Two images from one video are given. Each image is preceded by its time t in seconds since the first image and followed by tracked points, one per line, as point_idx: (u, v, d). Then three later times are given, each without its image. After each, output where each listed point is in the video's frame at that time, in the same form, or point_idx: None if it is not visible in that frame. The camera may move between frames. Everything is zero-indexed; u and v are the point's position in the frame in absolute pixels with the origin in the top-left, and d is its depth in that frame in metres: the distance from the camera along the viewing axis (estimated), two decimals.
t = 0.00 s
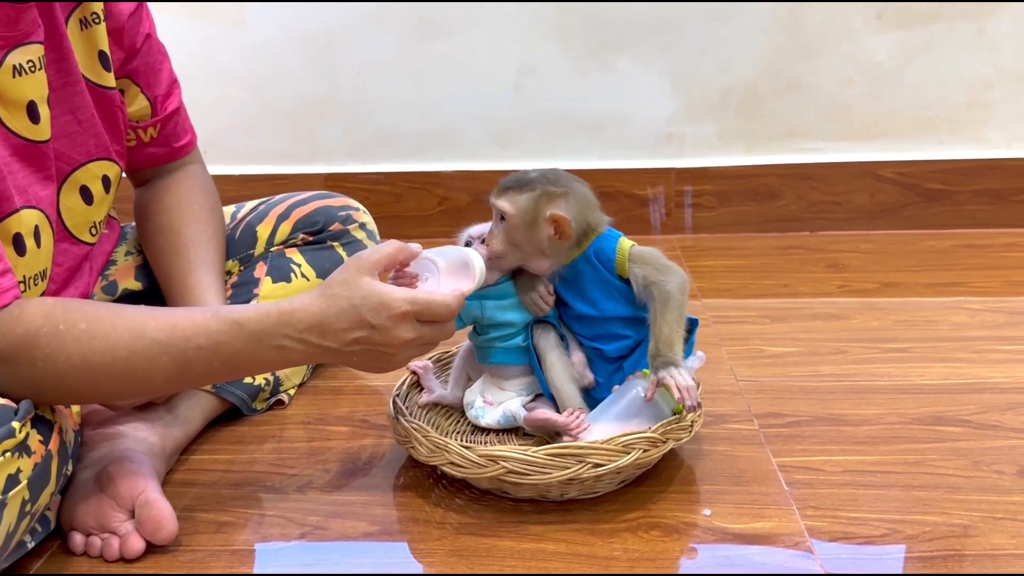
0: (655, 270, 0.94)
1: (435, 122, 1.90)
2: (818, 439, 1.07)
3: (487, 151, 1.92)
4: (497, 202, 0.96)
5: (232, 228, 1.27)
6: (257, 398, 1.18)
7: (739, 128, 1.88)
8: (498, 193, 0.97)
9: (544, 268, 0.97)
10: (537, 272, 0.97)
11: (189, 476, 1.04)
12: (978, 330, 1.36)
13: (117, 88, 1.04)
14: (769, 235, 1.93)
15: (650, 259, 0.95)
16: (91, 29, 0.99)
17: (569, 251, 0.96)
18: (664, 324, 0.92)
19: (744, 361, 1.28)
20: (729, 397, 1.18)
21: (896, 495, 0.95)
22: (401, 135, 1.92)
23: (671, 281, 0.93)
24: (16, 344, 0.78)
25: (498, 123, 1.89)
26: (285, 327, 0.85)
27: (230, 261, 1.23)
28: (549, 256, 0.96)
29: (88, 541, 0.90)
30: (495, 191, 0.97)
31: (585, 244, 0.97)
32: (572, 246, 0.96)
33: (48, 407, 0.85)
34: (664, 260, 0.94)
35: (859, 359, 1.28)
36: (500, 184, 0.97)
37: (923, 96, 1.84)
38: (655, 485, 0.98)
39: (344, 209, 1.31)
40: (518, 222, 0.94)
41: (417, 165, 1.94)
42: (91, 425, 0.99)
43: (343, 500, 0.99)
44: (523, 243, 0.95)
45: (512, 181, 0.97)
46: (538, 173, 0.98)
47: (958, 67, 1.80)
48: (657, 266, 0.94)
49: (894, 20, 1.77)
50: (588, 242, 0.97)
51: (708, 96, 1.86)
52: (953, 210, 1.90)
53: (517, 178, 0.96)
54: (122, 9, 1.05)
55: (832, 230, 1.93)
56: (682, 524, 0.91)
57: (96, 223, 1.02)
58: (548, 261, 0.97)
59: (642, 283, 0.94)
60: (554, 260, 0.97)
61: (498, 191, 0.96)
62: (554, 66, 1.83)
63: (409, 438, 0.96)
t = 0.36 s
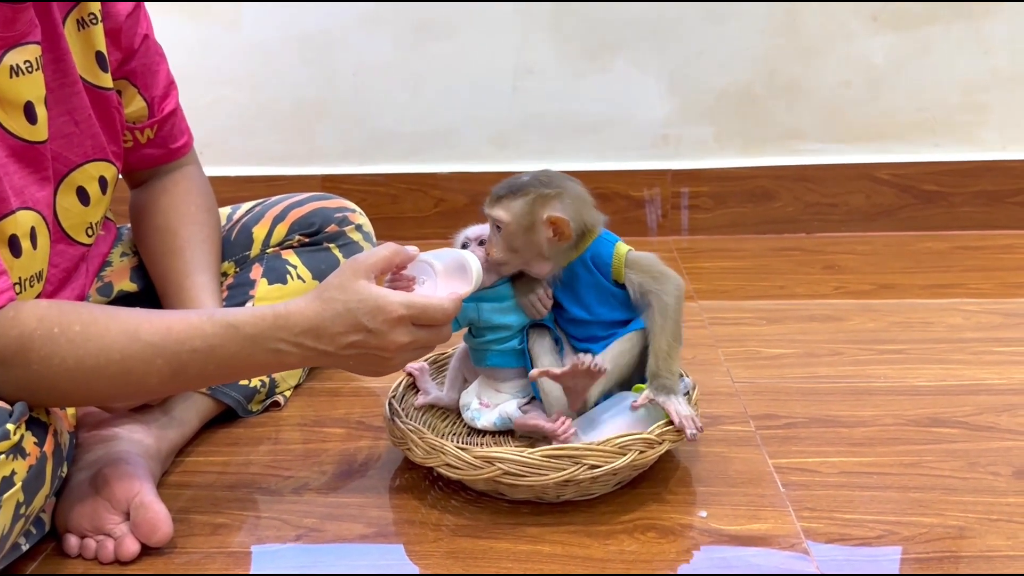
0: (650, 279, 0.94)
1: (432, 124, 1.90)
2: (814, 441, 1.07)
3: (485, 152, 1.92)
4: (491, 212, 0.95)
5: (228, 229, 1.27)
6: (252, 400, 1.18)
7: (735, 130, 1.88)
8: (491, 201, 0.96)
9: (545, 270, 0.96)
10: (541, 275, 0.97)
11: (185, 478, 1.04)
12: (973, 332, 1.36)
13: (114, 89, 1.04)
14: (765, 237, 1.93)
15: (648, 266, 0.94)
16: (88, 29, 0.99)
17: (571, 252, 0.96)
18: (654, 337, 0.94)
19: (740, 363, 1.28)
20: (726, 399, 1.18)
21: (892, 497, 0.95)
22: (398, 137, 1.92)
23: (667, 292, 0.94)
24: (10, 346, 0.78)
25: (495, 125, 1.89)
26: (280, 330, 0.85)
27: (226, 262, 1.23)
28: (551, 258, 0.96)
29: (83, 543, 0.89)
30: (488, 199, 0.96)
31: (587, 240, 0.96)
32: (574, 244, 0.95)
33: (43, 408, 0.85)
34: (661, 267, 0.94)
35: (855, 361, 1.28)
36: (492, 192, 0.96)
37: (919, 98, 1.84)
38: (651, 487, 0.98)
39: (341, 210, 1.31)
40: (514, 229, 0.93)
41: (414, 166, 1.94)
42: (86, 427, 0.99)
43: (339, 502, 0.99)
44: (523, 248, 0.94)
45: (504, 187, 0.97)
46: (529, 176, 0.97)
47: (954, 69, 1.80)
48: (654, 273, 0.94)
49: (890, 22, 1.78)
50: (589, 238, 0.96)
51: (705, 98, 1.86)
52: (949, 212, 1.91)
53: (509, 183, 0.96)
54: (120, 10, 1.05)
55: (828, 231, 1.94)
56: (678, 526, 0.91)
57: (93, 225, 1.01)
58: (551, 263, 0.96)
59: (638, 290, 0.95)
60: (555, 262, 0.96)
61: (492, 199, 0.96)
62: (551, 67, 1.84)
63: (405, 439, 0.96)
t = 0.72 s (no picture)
0: (643, 286, 0.92)
1: (431, 124, 1.90)
2: (813, 440, 1.06)
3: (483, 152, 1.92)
4: (467, 216, 0.95)
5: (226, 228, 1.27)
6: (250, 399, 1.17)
7: (734, 130, 1.88)
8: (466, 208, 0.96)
9: (526, 273, 0.96)
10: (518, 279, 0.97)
11: (183, 478, 1.04)
12: (972, 332, 1.36)
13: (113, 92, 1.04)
14: (764, 237, 1.94)
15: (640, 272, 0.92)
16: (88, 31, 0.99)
17: (545, 254, 0.95)
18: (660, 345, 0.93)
19: (739, 363, 1.28)
20: (725, 399, 1.18)
21: (891, 497, 0.95)
22: (397, 137, 1.91)
23: (664, 296, 0.92)
24: (7, 343, 0.78)
25: (493, 126, 1.89)
26: (279, 330, 0.84)
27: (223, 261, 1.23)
28: (529, 261, 0.95)
29: (79, 543, 0.89)
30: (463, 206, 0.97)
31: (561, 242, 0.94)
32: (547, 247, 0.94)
33: (40, 407, 0.84)
34: (652, 270, 0.92)
35: (854, 361, 1.28)
36: (468, 198, 0.96)
37: (917, 99, 1.84)
38: (650, 487, 0.98)
39: (340, 210, 1.31)
40: (486, 233, 0.93)
41: (413, 166, 1.94)
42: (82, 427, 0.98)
43: (337, 501, 0.98)
44: (498, 252, 0.94)
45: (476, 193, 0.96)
46: (502, 178, 0.96)
47: (953, 69, 1.80)
48: (647, 279, 0.92)
49: (889, 23, 1.78)
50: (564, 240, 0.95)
51: (704, 99, 1.86)
52: (947, 212, 1.91)
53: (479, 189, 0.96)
54: (124, 12, 1.05)
55: (827, 231, 1.94)
56: (677, 525, 0.91)
57: (89, 227, 1.01)
58: (526, 267, 0.95)
59: (629, 296, 0.94)
60: (534, 264, 0.95)
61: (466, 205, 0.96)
62: (551, 67, 1.84)
63: (404, 439, 0.96)
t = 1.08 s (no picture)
0: (637, 279, 0.93)
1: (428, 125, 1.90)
2: (809, 442, 1.06)
3: (480, 152, 1.92)
4: (480, 200, 0.97)
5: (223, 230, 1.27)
6: (245, 400, 1.17)
7: (730, 131, 1.88)
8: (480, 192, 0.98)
9: (540, 254, 0.98)
10: (529, 263, 0.99)
11: (178, 478, 1.04)
12: (967, 334, 1.37)
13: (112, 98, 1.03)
14: (760, 238, 1.94)
15: (639, 264, 0.93)
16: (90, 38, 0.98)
17: (559, 236, 0.98)
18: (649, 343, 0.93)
19: (735, 364, 1.28)
20: (721, 400, 1.18)
21: (887, 498, 0.95)
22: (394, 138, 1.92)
23: (656, 290, 0.92)
24: (2, 342, 0.78)
25: (491, 127, 1.89)
26: (274, 323, 0.84)
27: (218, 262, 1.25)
28: (544, 241, 0.97)
29: (74, 543, 0.89)
30: (477, 190, 0.98)
31: (576, 225, 0.97)
32: (562, 229, 0.97)
33: (34, 405, 0.84)
34: (648, 265, 0.93)
35: (850, 362, 1.28)
36: (480, 184, 0.98)
37: (913, 101, 1.85)
38: (645, 488, 0.98)
39: (338, 213, 1.31)
40: (503, 214, 0.95)
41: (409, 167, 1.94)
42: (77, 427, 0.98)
43: (333, 502, 0.98)
44: (516, 233, 0.96)
45: (490, 177, 0.98)
46: (514, 163, 0.99)
47: (949, 72, 1.80)
48: (644, 273, 0.93)
49: (885, 25, 1.77)
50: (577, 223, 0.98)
51: (701, 101, 1.86)
52: (943, 214, 1.91)
53: (494, 173, 0.98)
54: (126, 20, 1.04)
55: (823, 232, 1.94)
56: (673, 527, 0.91)
57: (82, 231, 1.00)
58: (540, 248, 0.98)
59: (625, 288, 0.94)
60: (547, 246, 0.98)
61: (481, 190, 0.97)
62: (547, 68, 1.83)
63: (399, 440, 0.96)
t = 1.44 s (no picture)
0: (587, 291, 0.91)
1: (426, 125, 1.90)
2: (803, 443, 1.07)
3: (477, 152, 1.93)
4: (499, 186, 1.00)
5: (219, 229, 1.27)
6: (241, 399, 1.17)
7: (727, 133, 1.89)
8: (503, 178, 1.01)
9: (548, 245, 0.99)
10: (536, 252, 1.00)
11: (174, 476, 1.04)
12: (962, 335, 1.37)
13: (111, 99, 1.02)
14: (757, 238, 1.94)
15: (593, 308, 0.92)
16: (89, 39, 0.98)
17: (568, 231, 0.98)
18: (520, 284, 0.88)
19: (731, 364, 1.29)
20: (716, 400, 1.18)
21: (881, 499, 0.95)
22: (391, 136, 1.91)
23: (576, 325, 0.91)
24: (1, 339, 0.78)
25: (488, 126, 1.89)
26: (272, 321, 0.85)
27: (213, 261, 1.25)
28: (552, 233, 0.98)
29: (69, 542, 0.89)
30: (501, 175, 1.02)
31: (589, 223, 0.97)
32: (573, 223, 0.97)
33: (31, 403, 0.84)
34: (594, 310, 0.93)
35: (845, 363, 1.28)
36: (503, 170, 1.01)
37: (910, 103, 1.85)
38: (640, 488, 0.98)
39: (334, 212, 1.31)
40: (514, 201, 0.98)
41: (406, 167, 1.94)
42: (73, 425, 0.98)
43: (328, 501, 0.98)
44: (525, 222, 0.98)
45: (514, 164, 1.01)
46: (539, 153, 1.01)
47: (946, 74, 1.81)
48: (586, 324, 0.92)
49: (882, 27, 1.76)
50: (589, 221, 0.97)
51: (698, 102, 1.86)
52: (939, 215, 1.92)
53: (519, 159, 1.00)
54: (125, 21, 1.03)
55: (819, 233, 1.95)
56: (667, 527, 0.91)
57: (79, 232, 1.00)
58: (548, 240, 0.99)
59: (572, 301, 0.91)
60: (555, 238, 0.99)
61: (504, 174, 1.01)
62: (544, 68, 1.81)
63: (395, 439, 0.96)
